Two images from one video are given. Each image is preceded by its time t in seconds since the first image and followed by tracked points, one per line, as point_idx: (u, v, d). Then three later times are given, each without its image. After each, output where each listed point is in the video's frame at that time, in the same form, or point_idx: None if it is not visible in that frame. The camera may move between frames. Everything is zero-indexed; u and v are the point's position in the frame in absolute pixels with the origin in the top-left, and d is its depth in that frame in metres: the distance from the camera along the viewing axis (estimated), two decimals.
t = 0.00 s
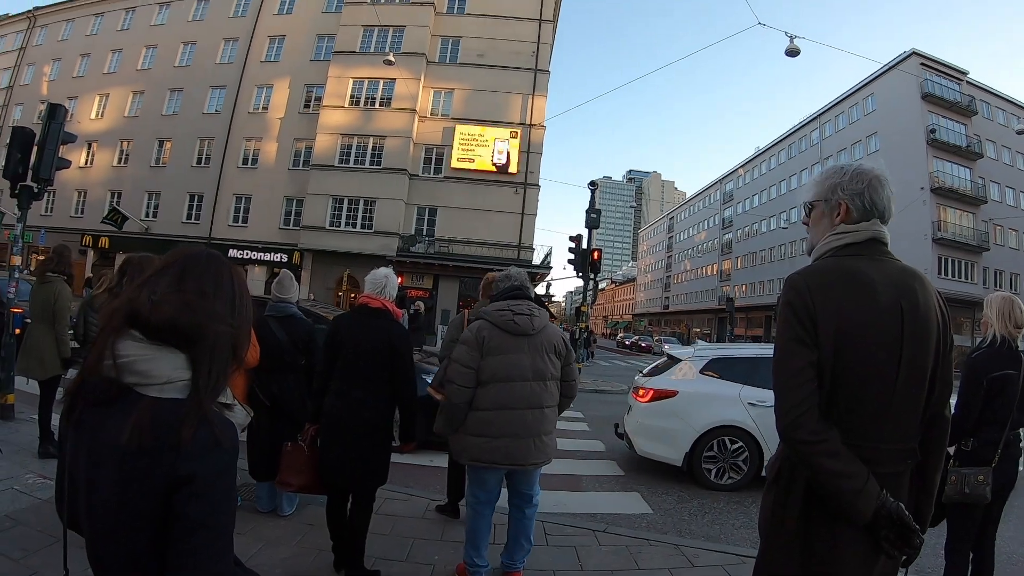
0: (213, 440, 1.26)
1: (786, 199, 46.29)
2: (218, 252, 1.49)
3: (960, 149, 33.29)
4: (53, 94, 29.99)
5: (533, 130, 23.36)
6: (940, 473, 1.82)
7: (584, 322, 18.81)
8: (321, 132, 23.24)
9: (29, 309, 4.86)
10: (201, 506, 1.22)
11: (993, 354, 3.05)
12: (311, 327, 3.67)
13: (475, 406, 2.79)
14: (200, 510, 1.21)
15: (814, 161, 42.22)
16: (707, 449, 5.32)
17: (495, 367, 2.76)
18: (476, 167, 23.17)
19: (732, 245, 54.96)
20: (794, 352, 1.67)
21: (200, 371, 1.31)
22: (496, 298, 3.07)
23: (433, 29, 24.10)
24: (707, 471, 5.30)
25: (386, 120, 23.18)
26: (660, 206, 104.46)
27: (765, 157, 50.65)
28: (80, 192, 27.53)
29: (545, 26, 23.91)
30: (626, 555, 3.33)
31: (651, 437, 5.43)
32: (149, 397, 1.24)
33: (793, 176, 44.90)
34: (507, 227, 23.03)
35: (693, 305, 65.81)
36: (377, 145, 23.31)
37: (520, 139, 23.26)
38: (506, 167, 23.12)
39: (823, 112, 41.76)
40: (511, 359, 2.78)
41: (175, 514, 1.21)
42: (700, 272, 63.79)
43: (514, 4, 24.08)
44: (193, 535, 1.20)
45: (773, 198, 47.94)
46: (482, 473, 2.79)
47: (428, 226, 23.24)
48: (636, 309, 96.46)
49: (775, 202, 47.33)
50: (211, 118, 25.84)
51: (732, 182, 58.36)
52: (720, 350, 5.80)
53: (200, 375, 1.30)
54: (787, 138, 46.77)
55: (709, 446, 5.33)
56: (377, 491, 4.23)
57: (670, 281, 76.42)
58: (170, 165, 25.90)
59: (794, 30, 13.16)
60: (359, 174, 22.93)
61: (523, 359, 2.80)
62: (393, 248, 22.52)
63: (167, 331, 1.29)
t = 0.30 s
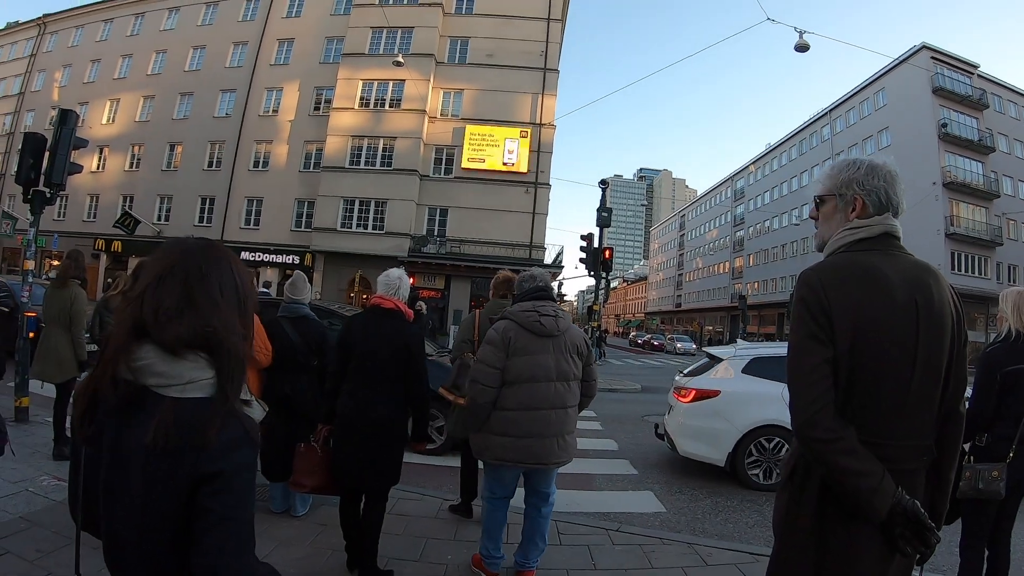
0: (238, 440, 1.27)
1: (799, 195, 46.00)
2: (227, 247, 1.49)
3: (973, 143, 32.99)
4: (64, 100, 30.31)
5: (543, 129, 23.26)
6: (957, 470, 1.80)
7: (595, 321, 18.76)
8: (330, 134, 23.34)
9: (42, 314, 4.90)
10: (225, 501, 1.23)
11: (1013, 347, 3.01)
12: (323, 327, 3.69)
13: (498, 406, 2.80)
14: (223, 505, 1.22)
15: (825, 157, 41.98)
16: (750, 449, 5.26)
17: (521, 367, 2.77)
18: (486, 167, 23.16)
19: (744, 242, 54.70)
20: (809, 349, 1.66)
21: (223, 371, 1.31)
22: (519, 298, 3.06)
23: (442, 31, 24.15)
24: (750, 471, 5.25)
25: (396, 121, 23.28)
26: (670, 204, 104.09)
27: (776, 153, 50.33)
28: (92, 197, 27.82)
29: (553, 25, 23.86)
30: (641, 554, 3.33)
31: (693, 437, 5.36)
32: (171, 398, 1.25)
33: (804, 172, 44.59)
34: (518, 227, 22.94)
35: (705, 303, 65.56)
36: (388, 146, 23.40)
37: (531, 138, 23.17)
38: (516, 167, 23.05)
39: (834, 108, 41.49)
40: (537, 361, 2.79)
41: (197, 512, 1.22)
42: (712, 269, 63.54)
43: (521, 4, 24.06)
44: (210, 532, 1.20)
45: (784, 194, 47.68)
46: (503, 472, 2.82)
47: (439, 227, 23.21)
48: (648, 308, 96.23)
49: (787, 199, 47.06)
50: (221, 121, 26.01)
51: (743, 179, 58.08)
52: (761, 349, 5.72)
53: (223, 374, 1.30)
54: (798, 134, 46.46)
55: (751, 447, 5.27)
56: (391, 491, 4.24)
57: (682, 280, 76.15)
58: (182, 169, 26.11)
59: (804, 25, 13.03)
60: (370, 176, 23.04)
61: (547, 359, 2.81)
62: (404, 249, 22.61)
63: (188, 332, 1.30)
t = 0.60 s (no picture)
0: (252, 440, 1.28)
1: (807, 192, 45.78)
2: (230, 247, 1.48)
3: (981, 138, 32.82)
4: (72, 104, 30.50)
5: (551, 127, 23.22)
6: (965, 467, 1.79)
7: (604, 320, 18.73)
8: (338, 135, 23.43)
9: (52, 316, 4.92)
10: (243, 501, 1.24)
11: None
12: (333, 328, 3.71)
13: (508, 404, 2.81)
14: (241, 507, 1.23)
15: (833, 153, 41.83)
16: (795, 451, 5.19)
17: (530, 366, 2.77)
18: (494, 165, 23.15)
19: (751, 240, 54.51)
20: (819, 347, 1.65)
21: (236, 373, 1.31)
22: (528, 297, 3.06)
23: (448, 30, 24.16)
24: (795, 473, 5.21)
25: (403, 121, 23.34)
26: (677, 202, 103.86)
27: (784, 149, 50.11)
28: (100, 200, 28.00)
29: (559, 23, 23.85)
30: (649, 552, 3.33)
31: (737, 437, 5.35)
32: (184, 401, 1.25)
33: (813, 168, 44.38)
34: (527, 225, 22.91)
35: (714, 301, 65.36)
36: (395, 145, 23.47)
37: (538, 136, 23.14)
38: (523, 166, 23.02)
39: (841, 104, 41.34)
40: (547, 359, 2.79)
41: (215, 513, 1.23)
42: (720, 267, 63.36)
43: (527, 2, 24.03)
44: (228, 534, 1.21)
45: (792, 191, 47.49)
46: (511, 469, 2.83)
47: (447, 227, 23.28)
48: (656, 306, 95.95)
49: (795, 195, 46.85)
50: (228, 123, 26.11)
51: (751, 176, 57.86)
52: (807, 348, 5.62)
53: (237, 375, 1.31)
54: (806, 130, 46.28)
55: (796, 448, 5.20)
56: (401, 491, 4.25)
57: (690, 277, 75.97)
58: (189, 171, 26.25)
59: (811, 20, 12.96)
60: (377, 175, 23.11)
61: (557, 357, 2.81)
62: (412, 248, 22.64)
63: (202, 334, 1.30)
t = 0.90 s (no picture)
0: (278, 439, 1.29)
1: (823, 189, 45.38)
2: (251, 247, 1.50)
3: (998, 134, 32.39)
4: (88, 106, 30.87)
5: (565, 125, 23.14)
6: (984, 466, 1.78)
7: (619, 318, 18.64)
8: (353, 134, 23.56)
9: (69, 314, 4.97)
10: (268, 498, 1.25)
11: None
12: (347, 327, 3.73)
13: (525, 402, 2.81)
14: (267, 503, 1.25)
15: (849, 150, 41.49)
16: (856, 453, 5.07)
17: (548, 364, 2.77)
18: (509, 164, 23.14)
19: (766, 238, 54.15)
20: (836, 345, 1.64)
21: (260, 371, 1.32)
22: (542, 295, 3.06)
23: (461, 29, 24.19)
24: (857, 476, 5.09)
25: (417, 120, 23.40)
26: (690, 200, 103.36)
27: (799, 146, 49.74)
28: (117, 201, 28.34)
29: (572, 21, 23.79)
30: (664, 552, 3.31)
31: (793, 438, 5.27)
32: (209, 400, 1.26)
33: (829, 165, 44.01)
34: (543, 223, 22.85)
35: (729, 299, 64.94)
36: (410, 144, 23.52)
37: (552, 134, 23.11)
38: (538, 165, 23.02)
39: (857, 100, 40.98)
40: (565, 357, 2.79)
41: (240, 511, 1.24)
42: (736, 265, 62.95)
43: None
44: (253, 531, 1.22)
45: (808, 188, 47.14)
46: (526, 467, 2.83)
47: (462, 225, 23.31)
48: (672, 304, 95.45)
49: (811, 192, 46.47)
50: (244, 123, 26.30)
51: (767, 173, 57.46)
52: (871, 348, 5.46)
53: (261, 373, 1.32)
54: (821, 127, 45.94)
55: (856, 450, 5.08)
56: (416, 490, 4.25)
57: (705, 275, 75.58)
58: (204, 171, 26.47)
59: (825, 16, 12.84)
60: (392, 174, 23.17)
61: (575, 355, 2.82)
62: (427, 247, 22.71)
63: (226, 334, 1.31)
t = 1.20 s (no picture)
0: (313, 436, 1.31)
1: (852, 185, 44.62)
2: (284, 246, 1.52)
3: None
4: (117, 108, 31.49)
5: (591, 124, 23.02)
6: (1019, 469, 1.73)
7: (646, 317, 18.48)
8: (379, 134, 23.74)
9: (104, 311, 5.09)
10: (302, 495, 1.26)
11: None
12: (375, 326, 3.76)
13: (555, 401, 2.81)
14: (301, 499, 1.26)
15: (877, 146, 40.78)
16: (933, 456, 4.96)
17: (579, 364, 2.77)
18: (536, 162, 23.07)
19: (796, 235, 53.43)
20: (866, 343, 1.61)
21: (294, 369, 1.33)
22: (570, 295, 3.05)
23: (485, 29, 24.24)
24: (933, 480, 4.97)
25: (444, 120, 23.47)
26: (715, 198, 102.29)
27: (827, 143, 49.06)
28: (145, 201, 28.91)
29: (597, 19, 23.71)
30: (691, 552, 3.29)
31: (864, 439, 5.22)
32: (245, 398, 1.27)
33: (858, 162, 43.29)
34: (571, 221, 22.80)
35: (757, 298, 64.02)
36: (436, 143, 23.62)
37: (578, 132, 22.99)
38: (565, 163, 22.92)
39: (885, 95, 40.32)
40: (595, 357, 2.79)
41: (275, 507, 1.25)
42: (764, 263, 62.13)
43: None
44: (287, 527, 1.23)
45: (836, 185, 46.43)
46: (554, 465, 2.84)
47: (489, 223, 23.43)
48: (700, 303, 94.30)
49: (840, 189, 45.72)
50: (271, 124, 26.62)
51: (796, 169, 56.68)
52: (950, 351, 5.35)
53: (295, 371, 1.33)
54: (849, 123, 45.27)
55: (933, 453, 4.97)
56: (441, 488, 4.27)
57: (734, 274, 74.65)
58: (233, 171, 26.85)
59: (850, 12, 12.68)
60: (419, 173, 23.30)
61: (605, 355, 2.81)
62: (454, 245, 22.77)
63: (260, 334, 1.33)
